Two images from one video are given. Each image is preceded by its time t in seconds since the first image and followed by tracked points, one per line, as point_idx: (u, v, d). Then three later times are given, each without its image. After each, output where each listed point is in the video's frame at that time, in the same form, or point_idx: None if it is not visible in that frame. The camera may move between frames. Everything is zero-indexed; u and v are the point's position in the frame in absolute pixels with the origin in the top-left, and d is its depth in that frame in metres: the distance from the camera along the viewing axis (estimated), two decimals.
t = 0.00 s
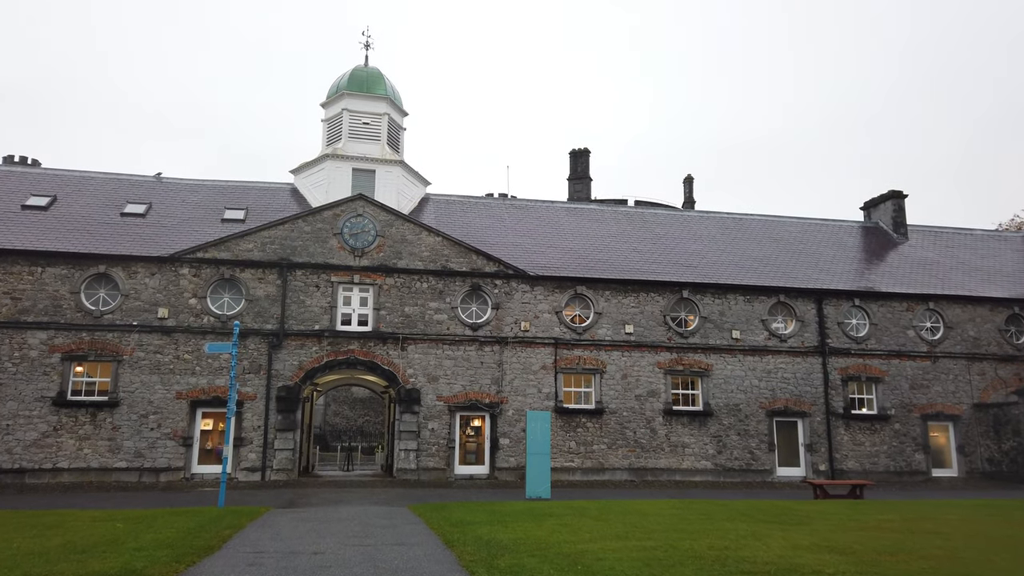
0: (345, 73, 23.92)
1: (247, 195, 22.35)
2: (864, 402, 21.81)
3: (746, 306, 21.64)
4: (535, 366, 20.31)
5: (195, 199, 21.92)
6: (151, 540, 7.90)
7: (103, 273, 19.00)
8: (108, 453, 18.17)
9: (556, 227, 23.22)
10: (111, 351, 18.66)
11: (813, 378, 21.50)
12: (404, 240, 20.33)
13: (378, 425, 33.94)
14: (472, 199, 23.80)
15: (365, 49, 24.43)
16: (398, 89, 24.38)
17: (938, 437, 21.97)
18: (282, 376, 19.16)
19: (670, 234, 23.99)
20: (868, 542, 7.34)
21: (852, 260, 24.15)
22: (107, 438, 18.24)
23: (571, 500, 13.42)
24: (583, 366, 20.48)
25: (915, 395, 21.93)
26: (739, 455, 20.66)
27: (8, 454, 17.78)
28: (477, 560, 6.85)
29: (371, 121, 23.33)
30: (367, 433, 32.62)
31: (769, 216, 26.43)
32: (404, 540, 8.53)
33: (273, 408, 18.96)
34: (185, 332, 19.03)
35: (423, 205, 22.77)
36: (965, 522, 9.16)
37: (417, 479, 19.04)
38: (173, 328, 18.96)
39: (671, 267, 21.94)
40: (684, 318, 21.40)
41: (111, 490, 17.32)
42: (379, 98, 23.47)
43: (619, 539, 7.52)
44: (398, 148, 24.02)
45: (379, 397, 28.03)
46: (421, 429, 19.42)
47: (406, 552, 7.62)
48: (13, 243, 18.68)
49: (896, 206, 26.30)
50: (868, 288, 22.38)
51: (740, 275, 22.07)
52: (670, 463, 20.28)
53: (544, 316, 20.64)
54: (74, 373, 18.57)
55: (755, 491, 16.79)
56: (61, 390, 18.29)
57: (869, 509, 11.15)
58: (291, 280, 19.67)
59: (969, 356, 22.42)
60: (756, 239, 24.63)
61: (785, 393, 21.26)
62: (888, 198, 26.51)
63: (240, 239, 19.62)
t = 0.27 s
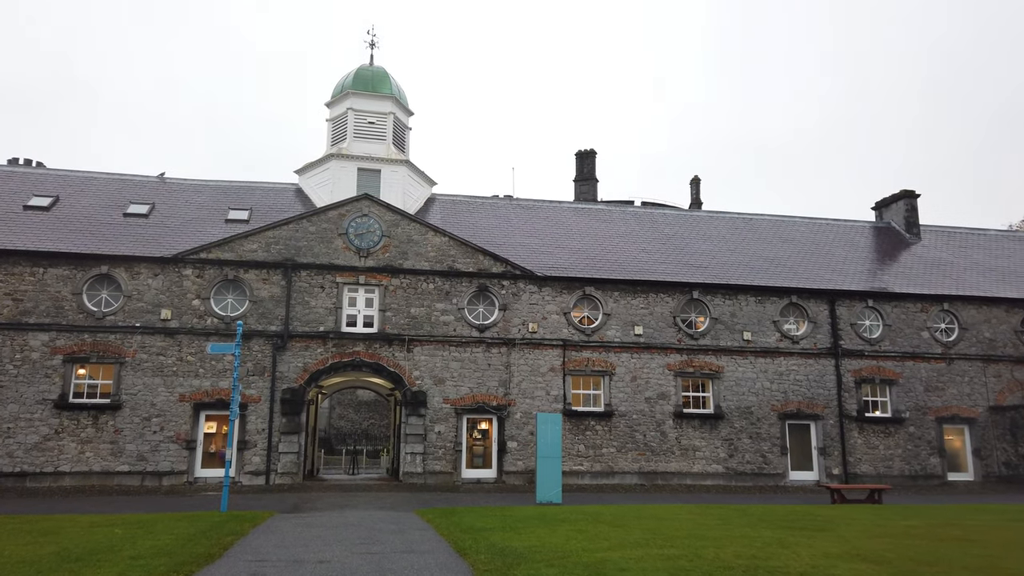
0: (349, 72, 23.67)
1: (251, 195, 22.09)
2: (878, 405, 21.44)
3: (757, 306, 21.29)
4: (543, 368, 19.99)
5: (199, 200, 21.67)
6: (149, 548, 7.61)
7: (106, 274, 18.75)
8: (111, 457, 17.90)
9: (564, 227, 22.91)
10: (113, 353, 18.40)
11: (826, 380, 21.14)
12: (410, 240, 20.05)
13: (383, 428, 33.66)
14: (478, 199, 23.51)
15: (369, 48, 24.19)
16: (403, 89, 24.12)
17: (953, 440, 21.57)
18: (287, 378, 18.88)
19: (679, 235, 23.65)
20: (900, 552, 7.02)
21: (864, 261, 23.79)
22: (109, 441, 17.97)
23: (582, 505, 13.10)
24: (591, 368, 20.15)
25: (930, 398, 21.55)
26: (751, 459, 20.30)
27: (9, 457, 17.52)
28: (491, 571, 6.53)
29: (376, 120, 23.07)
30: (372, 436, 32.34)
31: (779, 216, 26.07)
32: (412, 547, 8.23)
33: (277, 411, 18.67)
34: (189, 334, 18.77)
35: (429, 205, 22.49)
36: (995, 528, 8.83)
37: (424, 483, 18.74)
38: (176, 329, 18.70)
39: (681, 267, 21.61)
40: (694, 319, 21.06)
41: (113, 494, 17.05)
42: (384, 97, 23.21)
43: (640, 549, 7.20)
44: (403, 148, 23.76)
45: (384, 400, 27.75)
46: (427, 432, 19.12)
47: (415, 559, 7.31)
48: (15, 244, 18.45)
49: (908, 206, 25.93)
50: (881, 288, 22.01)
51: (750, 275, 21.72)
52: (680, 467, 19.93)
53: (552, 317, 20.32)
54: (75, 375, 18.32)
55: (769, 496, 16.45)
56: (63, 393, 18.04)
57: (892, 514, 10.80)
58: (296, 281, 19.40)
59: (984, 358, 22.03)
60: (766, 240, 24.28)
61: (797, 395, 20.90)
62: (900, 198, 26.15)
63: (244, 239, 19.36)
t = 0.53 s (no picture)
0: (354, 72, 23.40)
1: (254, 195, 21.81)
2: (891, 408, 21.04)
3: (768, 308, 20.92)
4: (550, 371, 19.64)
5: (201, 201, 21.41)
6: (144, 556, 7.28)
7: (106, 275, 18.47)
8: (111, 461, 17.60)
9: (571, 228, 22.58)
10: (114, 355, 18.11)
11: (839, 383, 20.75)
12: (415, 240, 19.74)
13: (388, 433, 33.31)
14: (484, 199, 23.20)
15: (374, 47, 23.94)
16: (408, 88, 23.85)
17: (968, 444, 21.16)
18: (290, 380, 18.56)
19: (688, 235, 23.30)
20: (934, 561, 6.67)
21: (876, 262, 23.40)
22: (109, 444, 17.67)
23: (592, 510, 12.74)
24: (600, 370, 19.80)
25: (944, 401, 21.14)
26: (762, 463, 19.91)
27: (7, 461, 17.23)
28: None
29: (381, 120, 22.80)
30: (376, 440, 32.00)
31: (789, 216, 25.71)
32: (420, 555, 7.90)
33: (281, 414, 18.36)
34: (191, 335, 18.47)
35: (434, 206, 22.18)
36: None
37: (429, 488, 18.39)
38: (178, 331, 18.41)
39: (690, 268, 21.25)
40: (704, 321, 20.69)
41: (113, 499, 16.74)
42: (389, 96, 22.93)
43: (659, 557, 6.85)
44: (408, 148, 23.47)
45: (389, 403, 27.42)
46: (432, 435, 18.78)
47: (421, 567, 6.97)
48: (14, 244, 18.19)
49: (921, 206, 25.54)
50: (894, 289, 21.63)
51: (761, 276, 21.36)
52: (690, 472, 19.55)
53: (559, 318, 19.98)
54: (75, 377, 18.03)
55: (782, 501, 16.09)
56: (63, 396, 17.75)
57: (915, 521, 10.44)
58: (299, 282, 19.10)
59: (999, 360, 21.62)
60: (777, 240, 23.91)
61: (809, 398, 20.51)
62: (912, 198, 25.76)
63: (247, 240, 19.07)
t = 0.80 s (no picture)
0: (354, 70, 23.10)
1: (253, 195, 21.50)
2: (901, 411, 20.69)
3: (775, 309, 20.59)
4: (554, 373, 19.31)
5: (200, 201, 21.10)
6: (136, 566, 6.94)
7: (103, 276, 18.15)
8: (106, 465, 17.26)
9: (575, 228, 22.26)
10: (110, 357, 17.78)
11: (847, 386, 20.41)
12: (416, 240, 19.42)
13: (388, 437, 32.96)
14: (486, 200, 22.89)
15: (375, 46, 23.65)
16: (409, 87, 23.56)
17: (979, 448, 20.80)
18: (289, 383, 18.24)
19: (693, 236, 22.97)
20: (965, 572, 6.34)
21: (884, 263, 23.07)
22: (105, 448, 17.33)
23: (599, 516, 12.40)
24: (604, 373, 19.47)
25: (955, 404, 20.80)
26: (770, 467, 19.56)
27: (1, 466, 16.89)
28: None
29: (382, 118, 22.49)
30: (377, 444, 31.65)
31: (795, 217, 25.38)
32: (424, 564, 7.57)
33: (280, 417, 18.02)
34: (188, 337, 18.15)
35: (436, 205, 21.87)
36: None
37: (431, 493, 18.05)
38: (175, 333, 18.09)
39: (696, 269, 20.93)
40: (710, 322, 20.36)
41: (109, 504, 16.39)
42: (391, 95, 22.64)
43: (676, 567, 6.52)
44: (410, 147, 23.17)
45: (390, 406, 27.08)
46: (434, 439, 18.44)
47: None
48: (9, 244, 17.87)
49: (928, 206, 25.22)
50: (902, 291, 21.29)
51: (768, 277, 21.03)
52: (697, 476, 19.21)
53: (563, 320, 19.66)
54: (71, 380, 17.70)
55: (792, 506, 15.76)
56: (58, 399, 17.42)
57: (934, 528, 10.11)
58: (299, 283, 18.78)
59: (1010, 362, 21.28)
60: (783, 241, 23.58)
61: (817, 401, 20.17)
62: (919, 198, 25.44)
63: (246, 240, 18.75)
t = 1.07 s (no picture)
0: (356, 72, 22.85)
1: (253, 198, 21.20)
2: (911, 417, 20.34)
3: (783, 314, 20.27)
4: (558, 379, 18.97)
5: (199, 204, 20.81)
6: None
7: (100, 280, 17.84)
8: (102, 472, 16.92)
9: (579, 232, 21.96)
10: (107, 362, 17.45)
11: (856, 392, 20.06)
12: (418, 244, 19.12)
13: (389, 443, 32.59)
14: (489, 203, 22.60)
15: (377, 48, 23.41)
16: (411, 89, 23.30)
17: (991, 455, 20.44)
18: (289, 389, 17.91)
19: (699, 239, 22.66)
20: None
21: (893, 267, 22.74)
22: (101, 455, 16.99)
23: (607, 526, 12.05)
24: (609, 378, 19.13)
25: (966, 410, 20.44)
26: (778, 474, 19.20)
27: None
28: None
29: (384, 121, 22.23)
30: (378, 451, 31.27)
31: (801, 221, 25.08)
32: None
33: (280, 424, 17.68)
34: (186, 342, 17.83)
35: (438, 209, 21.57)
36: None
37: (433, 501, 17.70)
38: (173, 337, 17.76)
39: (702, 273, 20.61)
40: (717, 327, 20.03)
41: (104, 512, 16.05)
42: (392, 97, 22.38)
43: None
44: (411, 150, 22.89)
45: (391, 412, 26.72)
46: (436, 446, 18.10)
47: None
48: (4, 248, 17.57)
49: (936, 210, 24.92)
50: (911, 295, 20.97)
51: (775, 281, 20.71)
52: (704, 484, 18.85)
53: (567, 324, 19.33)
54: (66, 386, 17.36)
55: (803, 515, 15.40)
56: (53, 405, 17.08)
57: (956, 539, 9.78)
58: (299, 287, 18.47)
59: (1022, 368, 20.93)
60: (790, 245, 23.26)
61: (826, 407, 19.82)
62: (927, 202, 25.14)
63: (245, 243, 18.45)
